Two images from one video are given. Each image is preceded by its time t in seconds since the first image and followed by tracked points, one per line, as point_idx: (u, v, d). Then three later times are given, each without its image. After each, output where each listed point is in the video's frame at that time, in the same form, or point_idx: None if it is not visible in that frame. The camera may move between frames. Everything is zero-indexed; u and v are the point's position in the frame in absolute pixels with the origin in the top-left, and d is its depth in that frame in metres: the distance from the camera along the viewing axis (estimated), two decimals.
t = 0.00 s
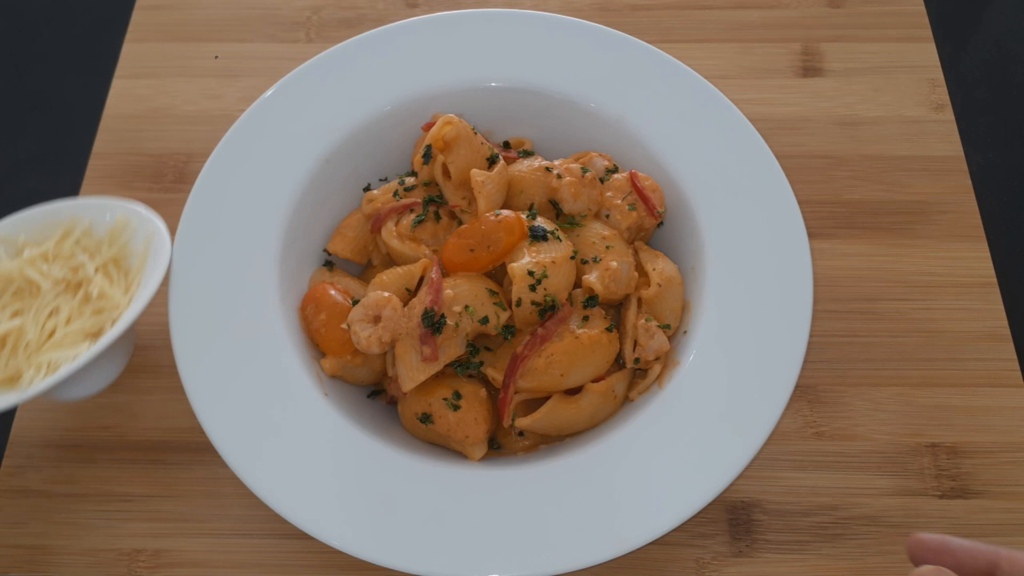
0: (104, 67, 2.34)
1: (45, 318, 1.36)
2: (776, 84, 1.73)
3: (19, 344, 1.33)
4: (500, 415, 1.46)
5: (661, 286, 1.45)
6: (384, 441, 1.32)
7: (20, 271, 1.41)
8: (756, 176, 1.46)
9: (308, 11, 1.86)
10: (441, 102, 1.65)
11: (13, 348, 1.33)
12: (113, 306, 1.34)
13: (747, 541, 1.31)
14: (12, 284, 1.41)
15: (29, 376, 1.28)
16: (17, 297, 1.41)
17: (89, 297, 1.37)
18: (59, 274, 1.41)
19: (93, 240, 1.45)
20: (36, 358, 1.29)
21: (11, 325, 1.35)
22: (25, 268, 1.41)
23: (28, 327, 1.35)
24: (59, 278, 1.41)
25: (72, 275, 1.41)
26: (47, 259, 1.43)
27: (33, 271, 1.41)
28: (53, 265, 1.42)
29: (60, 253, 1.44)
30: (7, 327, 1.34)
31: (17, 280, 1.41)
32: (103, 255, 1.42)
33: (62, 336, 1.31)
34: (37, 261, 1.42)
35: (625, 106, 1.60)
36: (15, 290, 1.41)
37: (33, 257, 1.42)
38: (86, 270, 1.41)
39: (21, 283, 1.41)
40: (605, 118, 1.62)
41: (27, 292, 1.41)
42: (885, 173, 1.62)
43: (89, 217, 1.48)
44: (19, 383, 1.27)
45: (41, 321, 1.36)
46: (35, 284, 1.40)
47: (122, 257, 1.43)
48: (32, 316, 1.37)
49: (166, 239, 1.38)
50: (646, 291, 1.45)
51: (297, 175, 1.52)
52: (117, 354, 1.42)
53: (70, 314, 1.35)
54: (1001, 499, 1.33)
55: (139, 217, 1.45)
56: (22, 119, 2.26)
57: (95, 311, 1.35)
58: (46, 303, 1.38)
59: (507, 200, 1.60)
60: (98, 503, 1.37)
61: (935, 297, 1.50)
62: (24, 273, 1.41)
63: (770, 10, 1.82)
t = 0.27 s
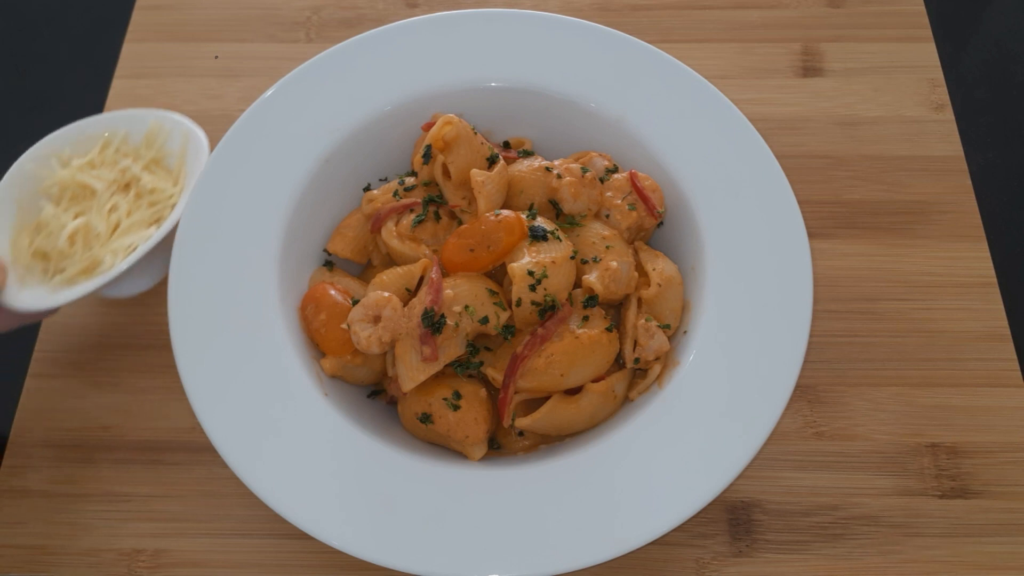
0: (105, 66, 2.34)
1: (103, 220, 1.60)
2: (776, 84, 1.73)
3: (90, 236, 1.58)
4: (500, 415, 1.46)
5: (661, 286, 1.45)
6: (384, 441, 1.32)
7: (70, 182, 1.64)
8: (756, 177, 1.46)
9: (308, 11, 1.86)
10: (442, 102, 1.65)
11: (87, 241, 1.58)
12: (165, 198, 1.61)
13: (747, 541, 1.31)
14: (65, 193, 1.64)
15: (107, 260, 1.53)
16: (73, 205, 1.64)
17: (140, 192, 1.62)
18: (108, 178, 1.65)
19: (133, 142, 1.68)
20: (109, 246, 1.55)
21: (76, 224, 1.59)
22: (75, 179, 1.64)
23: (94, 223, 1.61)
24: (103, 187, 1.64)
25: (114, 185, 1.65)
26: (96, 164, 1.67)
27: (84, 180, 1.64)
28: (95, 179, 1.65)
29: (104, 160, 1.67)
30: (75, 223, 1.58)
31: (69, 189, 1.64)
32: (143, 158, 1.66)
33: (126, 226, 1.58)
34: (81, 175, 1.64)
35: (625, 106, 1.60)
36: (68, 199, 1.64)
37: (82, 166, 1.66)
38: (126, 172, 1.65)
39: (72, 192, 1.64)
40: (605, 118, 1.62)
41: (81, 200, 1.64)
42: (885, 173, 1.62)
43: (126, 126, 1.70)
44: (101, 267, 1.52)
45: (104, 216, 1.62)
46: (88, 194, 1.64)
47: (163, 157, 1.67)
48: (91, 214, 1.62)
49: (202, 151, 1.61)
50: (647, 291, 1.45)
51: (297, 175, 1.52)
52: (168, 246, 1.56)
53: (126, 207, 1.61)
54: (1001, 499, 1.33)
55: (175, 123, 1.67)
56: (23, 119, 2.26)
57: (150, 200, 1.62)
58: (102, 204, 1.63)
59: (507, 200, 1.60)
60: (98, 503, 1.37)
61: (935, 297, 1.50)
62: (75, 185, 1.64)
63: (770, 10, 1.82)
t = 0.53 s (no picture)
0: (104, 67, 2.34)
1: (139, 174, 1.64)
2: (776, 84, 1.73)
3: (131, 189, 1.62)
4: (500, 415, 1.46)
5: (660, 286, 1.45)
6: (384, 441, 1.32)
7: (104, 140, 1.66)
8: (756, 177, 1.46)
9: (308, 11, 1.86)
10: (442, 103, 1.65)
11: (128, 194, 1.62)
12: (200, 153, 1.66)
13: (747, 541, 1.31)
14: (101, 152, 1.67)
15: (152, 211, 1.58)
16: (110, 162, 1.67)
17: (175, 148, 1.66)
18: (141, 137, 1.68)
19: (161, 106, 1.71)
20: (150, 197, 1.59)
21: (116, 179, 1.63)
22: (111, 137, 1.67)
23: (134, 176, 1.63)
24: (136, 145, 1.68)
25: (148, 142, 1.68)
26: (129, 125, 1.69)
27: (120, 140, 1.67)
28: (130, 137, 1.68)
29: (137, 121, 1.70)
30: (116, 178, 1.61)
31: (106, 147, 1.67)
32: (174, 117, 1.70)
33: (165, 179, 1.62)
34: (116, 134, 1.68)
35: (625, 106, 1.60)
36: (103, 157, 1.67)
37: (116, 126, 1.68)
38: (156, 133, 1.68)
39: (109, 150, 1.67)
40: (605, 118, 1.62)
41: (117, 157, 1.67)
42: (885, 173, 1.62)
43: (154, 90, 1.73)
44: (146, 218, 1.57)
45: (141, 169, 1.64)
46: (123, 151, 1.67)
47: (192, 116, 1.71)
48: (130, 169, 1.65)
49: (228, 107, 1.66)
50: (646, 291, 1.45)
51: (297, 175, 1.52)
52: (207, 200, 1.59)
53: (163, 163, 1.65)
54: (1001, 499, 1.33)
55: (201, 82, 1.71)
56: (23, 120, 2.26)
57: (186, 155, 1.66)
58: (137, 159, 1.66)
59: (507, 200, 1.60)
60: (98, 503, 1.37)
61: (935, 298, 1.50)
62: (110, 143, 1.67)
63: (770, 10, 1.82)
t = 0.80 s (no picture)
0: (104, 67, 2.33)
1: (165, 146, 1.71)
2: (776, 84, 1.73)
3: (159, 161, 1.69)
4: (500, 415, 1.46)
5: (660, 286, 1.45)
6: (384, 442, 1.32)
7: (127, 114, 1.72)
8: (755, 177, 1.46)
9: (308, 11, 1.86)
10: (442, 103, 1.66)
11: (157, 166, 1.70)
12: (222, 122, 1.73)
13: (747, 541, 1.31)
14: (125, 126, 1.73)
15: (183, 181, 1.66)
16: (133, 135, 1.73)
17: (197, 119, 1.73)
18: (162, 109, 1.74)
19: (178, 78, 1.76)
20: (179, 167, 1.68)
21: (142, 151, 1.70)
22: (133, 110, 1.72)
23: (160, 149, 1.70)
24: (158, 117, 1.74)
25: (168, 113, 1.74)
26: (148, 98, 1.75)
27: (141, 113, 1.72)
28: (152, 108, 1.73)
29: (156, 94, 1.75)
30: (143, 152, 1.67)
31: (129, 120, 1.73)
32: (192, 88, 1.75)
33: (192, 149, 1.71)
34: (137, 107, 1.73)
35: (625, 106, 1.60)
36: (127, 131, 1.73)
37: (137, 100, 1.74)
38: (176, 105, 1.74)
39: (132, 123, 1.73)
40: (605, 118, 1.62)
41: (140, 129, 1.74)
42: (885, 173, 1.62)
43: (169, 62, 1.77)
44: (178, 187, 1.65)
45: (166, 142, 1.71)
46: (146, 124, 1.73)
47: (208, 87, 1.76)
48: (156, 142, 1.72)
49: (246, 77, 1.70)
50: (646, 291, 1.45)
51: (297, 175, 1.52)
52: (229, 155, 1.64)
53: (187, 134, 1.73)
54: (1001, 499, 1.33)
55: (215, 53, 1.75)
56: (23, 120, 2.25)
57: (208, 125, 1.74)
58: (161, 131, 1.72)
59: (507, 200, 1.60)
60: (98, 503, 1.37)
61: (935, 298, 1.50)
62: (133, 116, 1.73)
63: (770, 10, 1.82)
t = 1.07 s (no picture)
0: (104, 66, 2.33)
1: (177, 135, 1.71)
2: (776, 84, 1.73)
3: (172, 149, 1.70)
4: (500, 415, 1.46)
5: (660, 286, 1.45)
6: (385, 442, 1.32)
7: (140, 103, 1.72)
8: (755, 177, 1.46)
9: (308, 11, 1.86)
10: (442, 103, 1.66)
11: (169, 154, 1.70)
12: (234, 111, 1.74)
13: (747, 541, 1.31)
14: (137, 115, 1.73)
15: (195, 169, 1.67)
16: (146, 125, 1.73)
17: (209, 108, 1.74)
18: (175, 99, 1.74)
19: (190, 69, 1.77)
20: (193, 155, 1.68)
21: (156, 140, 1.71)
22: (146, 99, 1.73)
23: (172, 137, 1.70)
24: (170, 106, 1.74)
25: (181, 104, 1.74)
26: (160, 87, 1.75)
27: (153, 102, 1.73)
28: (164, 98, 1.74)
29: (169, 83, 1.75)
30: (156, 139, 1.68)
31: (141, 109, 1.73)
32: (204, 78, 1.76)
33: (205, 138, 1.71)
34: (150, 97, 1.73)
35: (624, 106, 1.60)
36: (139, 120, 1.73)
37: (149, 89, 1.74)
38: (188, 95, 1.75)
39: (144, 112, 1.74)
40: (605, 118, 1.62)
41: (152, 119, 1.74)
42: (885, 173, 1.62)
43: (182, 53, 1.78)
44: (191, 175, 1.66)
45: (178, 130, 1.72)
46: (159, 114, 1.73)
47: (221, 78, 1.77)
48: (168, 131, 1.72)
49: (258, 67, 1.71)
50: (646, 291, 1.45)
51: (298, 174, 1.52)
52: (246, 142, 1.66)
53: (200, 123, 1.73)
54: (1001, 499, 1.33)
55: (225, 43, 1.76)
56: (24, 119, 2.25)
57: (221, 115, 1.74)
58: (173, 121, 1.73)
59: (507, 200, 1.60)
60: (98, 503, 1.37)
61: (935, 298, 1.50)
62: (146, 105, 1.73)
63: (770, 10, 1.82)
